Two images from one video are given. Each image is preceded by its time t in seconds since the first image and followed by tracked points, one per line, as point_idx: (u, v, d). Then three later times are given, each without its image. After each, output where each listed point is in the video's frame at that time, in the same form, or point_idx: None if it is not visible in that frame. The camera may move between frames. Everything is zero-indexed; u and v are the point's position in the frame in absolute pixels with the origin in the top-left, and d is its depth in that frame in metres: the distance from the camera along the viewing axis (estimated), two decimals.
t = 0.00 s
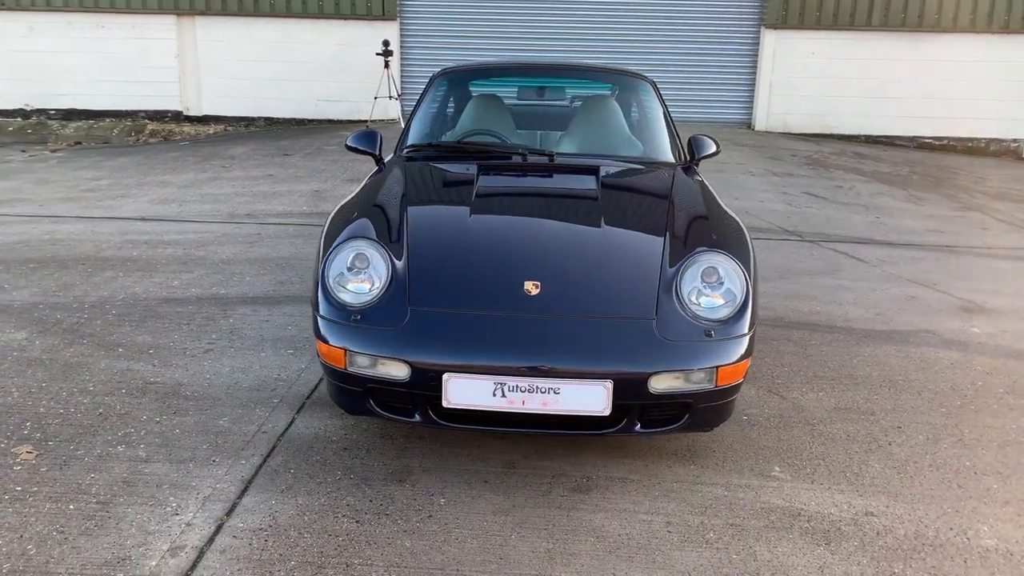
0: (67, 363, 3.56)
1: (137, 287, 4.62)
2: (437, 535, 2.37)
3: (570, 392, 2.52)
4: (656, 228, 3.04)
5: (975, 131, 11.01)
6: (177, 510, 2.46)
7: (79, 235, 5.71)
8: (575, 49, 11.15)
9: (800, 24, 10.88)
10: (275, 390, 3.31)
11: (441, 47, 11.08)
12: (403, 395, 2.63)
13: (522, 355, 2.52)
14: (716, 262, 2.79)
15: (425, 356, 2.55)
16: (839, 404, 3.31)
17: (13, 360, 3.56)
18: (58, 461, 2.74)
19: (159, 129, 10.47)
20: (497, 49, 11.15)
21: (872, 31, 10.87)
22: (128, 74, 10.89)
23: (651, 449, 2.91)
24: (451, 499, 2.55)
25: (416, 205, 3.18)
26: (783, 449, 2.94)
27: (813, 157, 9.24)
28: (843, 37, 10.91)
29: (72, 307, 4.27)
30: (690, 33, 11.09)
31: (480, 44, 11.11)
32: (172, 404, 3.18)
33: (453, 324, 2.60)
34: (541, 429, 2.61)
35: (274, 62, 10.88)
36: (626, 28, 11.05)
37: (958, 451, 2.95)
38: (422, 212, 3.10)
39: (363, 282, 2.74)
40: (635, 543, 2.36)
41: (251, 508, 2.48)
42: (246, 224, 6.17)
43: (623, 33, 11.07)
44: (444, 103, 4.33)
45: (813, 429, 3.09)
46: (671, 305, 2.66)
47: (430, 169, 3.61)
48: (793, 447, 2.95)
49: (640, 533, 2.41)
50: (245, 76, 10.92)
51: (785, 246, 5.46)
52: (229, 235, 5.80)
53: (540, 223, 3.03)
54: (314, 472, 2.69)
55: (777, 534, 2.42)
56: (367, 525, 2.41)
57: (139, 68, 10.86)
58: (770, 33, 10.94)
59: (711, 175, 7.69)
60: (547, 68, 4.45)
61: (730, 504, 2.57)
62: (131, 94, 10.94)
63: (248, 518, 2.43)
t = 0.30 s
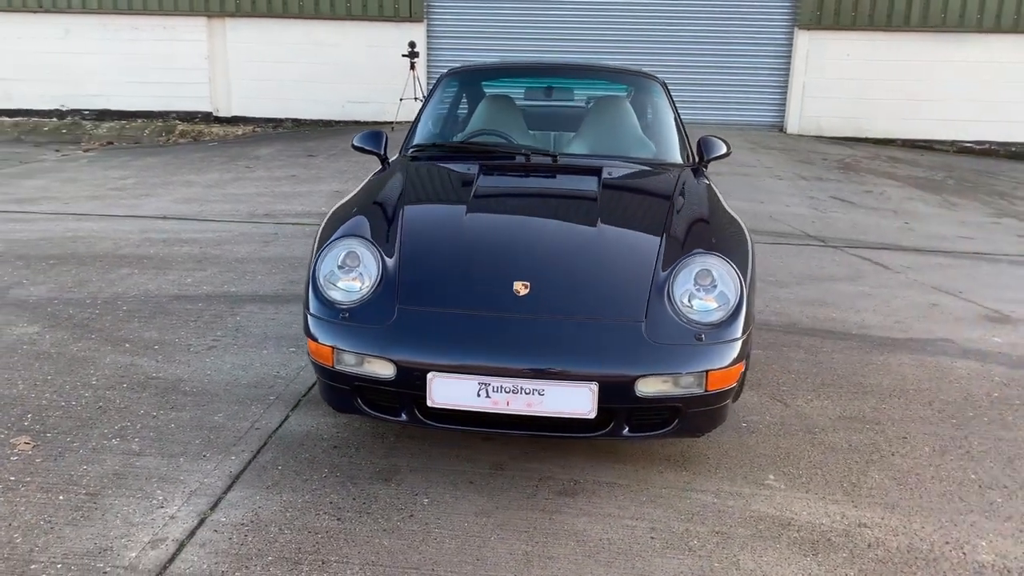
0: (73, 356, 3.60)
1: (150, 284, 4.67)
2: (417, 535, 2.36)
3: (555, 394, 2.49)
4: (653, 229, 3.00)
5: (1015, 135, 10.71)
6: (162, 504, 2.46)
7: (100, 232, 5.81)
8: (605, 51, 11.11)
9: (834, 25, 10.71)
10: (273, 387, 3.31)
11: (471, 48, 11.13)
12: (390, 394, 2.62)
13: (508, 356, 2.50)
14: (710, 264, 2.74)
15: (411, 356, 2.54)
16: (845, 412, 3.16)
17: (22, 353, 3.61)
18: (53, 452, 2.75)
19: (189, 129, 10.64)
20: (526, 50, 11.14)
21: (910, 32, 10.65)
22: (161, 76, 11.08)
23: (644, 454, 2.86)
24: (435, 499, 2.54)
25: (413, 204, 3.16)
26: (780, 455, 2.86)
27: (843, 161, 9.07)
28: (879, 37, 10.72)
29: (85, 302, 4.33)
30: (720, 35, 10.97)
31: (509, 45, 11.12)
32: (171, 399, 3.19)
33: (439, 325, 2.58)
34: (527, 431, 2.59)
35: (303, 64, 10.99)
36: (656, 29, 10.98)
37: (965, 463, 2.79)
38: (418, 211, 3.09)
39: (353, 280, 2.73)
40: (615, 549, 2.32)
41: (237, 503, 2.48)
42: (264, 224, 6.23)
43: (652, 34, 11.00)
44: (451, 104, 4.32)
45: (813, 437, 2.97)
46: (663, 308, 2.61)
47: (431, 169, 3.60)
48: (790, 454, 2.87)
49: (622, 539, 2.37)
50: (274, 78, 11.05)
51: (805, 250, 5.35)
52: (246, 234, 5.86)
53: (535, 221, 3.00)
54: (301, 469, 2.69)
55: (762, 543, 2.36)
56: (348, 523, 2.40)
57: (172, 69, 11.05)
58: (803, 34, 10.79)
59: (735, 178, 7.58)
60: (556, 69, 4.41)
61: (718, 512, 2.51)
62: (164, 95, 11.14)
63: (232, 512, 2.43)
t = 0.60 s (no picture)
0: (81, 350, 3.69)
1: (165, 281, 4.77)
2: (392, 531, 2.37)
3: (534, 394, 2.49)
4: (644, 230, 2.98)
5: None
6: (147, 495, 2.51)
7: (123, 231, 5.95)
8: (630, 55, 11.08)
9: (862, 29, 10.54)
10: (270, 383, 3.36)
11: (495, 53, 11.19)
12: (373, 391, 2.64)
13: (488, 354, 2.51)
14: (695, 266, 2.72)
15: (393, 353, 2.56)
16: (839, 418, 3.11)
17: (33, 346, 3.71)
18: (50, 442, 2.83)
19: (221, 132, 10.82)
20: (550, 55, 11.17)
21: (941, 35, 10.45)
22: (194, 79, 11.31)
23: (630, 456, 2.85)
24: (414, 496, 2.55)
25: (408, 204, 3.19)
26: (768, 459, 2.83)
27: (869, 166, 8.92)
28: (909, 41, 10.53)
29: (100, 298, 4.43)
30: (748, 39, 10.86)
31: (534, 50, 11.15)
32: (169, 393, 3.26)
33: (421, 322, 2.60)
34: (507, 430, 2.59)
35: (332, 68, 11.13)
36: (682, 34, 10.93)
37: (957, 471, 2.73)
38: (411, 211, 3.11)
39: (341, 278, 2.77)
40: (589, 549, 2.31)
41: (219, 496, 2.52)
42: (283, 223, 6.32)
43: (679, 38, 10.94)
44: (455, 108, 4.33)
45: (805, 442, 2.94)
46: (645, 309, 2.60)
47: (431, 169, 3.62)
48: (778, 459, 2.83)
49: (597, 539, 2.36)
50: (304, 81, 11.21)
51: (820, 255, 5.27)
52: (264, 234, 5.95)
53: (526, 221, 3.01)
54: (286, 464, 2.72)
55: (739, 548, 2.34)
56: (325, 518, 2.43)
57: (204, 73, 11.27)
58: (830, 38, 10.64)
59: (757, 182, 7.50)
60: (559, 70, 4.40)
61: (697, 515, 2.49)
62: (197, 98, 11.36)
63: (214, 505, 2.47)
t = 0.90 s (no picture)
0: (89, 344, 3.78)
1: (179, 278, 4.86)
2: (368, 530, 2.39)
3: (513, 396, 2.49)
4: (634, 232, 2.96)
5: None
6: (133, 488, 2.56)
7: (145, 228, 6.06)
8: (655, 56, 11.02)
9: (890, 30, 10.34)
10: (267, 380, 3.41)
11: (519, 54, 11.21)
12: (357, 390, 2.66)
13: (468, 355, 2.51)
14: (680, 270, 2.70)
15: (375, 353, 2.58)
16: (834, 425, 3.05)
17: (43, 340, 3.80)
18: (47, 435, 2.90)
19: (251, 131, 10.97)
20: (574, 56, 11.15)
21: (972, 36, 10.19)
22: (226, 80, 11.49)
23: (615, 459, 2.83)
24: (395, 496, 2.57)
25: (401, 203, 3.20)
26: (755, 465, 2.79)
27: (895, 169, 8.75)
28: (940, 42, 10.30)
29: (115, 294, 4.53)
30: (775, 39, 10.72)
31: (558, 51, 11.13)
32: (169, 388, 3.32)
33: (403, 322, 2.61)
34: (488, 431, 2.59)
35: (359, 68, 11.24)
36: (709, 35, 10.82)
37: (949, 482, 2.66)
38: (403, 211, 3.12)
39: (328, 278, 2.79)
40: (562, 553, 2.31)
41: (203, 491, 2.56)
42: (301, 222, 6.39)
43: (705, 38, 10.84)
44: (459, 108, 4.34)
45: (795, 448, 2.90)
46: (627, 313, 2.58)
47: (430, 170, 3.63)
48: (765, 464, 2.79)
49: (573, 543, 2.35)
50: (332, 82, 11.32)
51: (833, 259, 5.19)
52: (280, 232, 6.02)
53: (516, 221, 3.00)
54: (272, 461, 2.76)
55: (715, 555, 2.31)
56: (304, 515, 2.46)
57: (236, 73, 11.45)
58: (857, 39, 10.45)
59: (778, 184, 7.40)
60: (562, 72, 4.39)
61: (677, 521, 2.47)
62: (229, 98, 11.54)
63: (196, 500, 2.51)
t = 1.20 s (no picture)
0: (97, 339, 3.86)
1: (193, 275, 4.95)
2: (344, 526, 2.41)
3: (491, 394, 2.49)
4: (623, 231, 2.94)
5: None
6: (120, 480, 2.62)
7: (166, 226, 6.18)
8: (680, 58, 10.94)
9: (918, 31, 10.15)
10: (264, 377, 3.46)
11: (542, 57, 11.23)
12: (341, 387, 2.69)
13: (448, 354, 2.52)
14: (663, 271, 2.68)
15: (358, 350, 2.59)
16: (826, 430, 3.00)
17: (53, 334, 3.89)
18: (45, 426, 2.97)
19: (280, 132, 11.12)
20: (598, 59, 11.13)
21: (1004, 37, 9.94)
22: (256, 82, 11.66)
23: (599, 461, 2.82)
24: (375, 492, 2.59)
25: (395, 203, 3.22)
26: (741, 469, 2.76)
27: (921, 172, 8.57)
28: (971, 44, 10.07)
29: (128, 290, 4.63)
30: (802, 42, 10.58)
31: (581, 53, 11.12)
32: (168, 382, 3.39)
33: (386, 320, 2.62)
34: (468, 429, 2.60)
35: (385, 70, 11.33)
36: (735, 38, 10.73)
37: (938, 490, 2.61)
38: (396, 210, 3.14)
39: (316, 276, 2.81)
40: (535, 552, 2.30)
41: (187, 483, 2.61)
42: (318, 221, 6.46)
43: (730, 40, 10.75)
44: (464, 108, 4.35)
45: (783, 452, 2.86)
46: (608, 313, 2.57)
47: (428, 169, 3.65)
48: (751, 469, 2.76)
49: (547, 543, 2.35)
50: (359, 84, 11.43)
51: (846, 263, 5.10)
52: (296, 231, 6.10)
53: (506, 221, 3.00)
54: (259, 456, 2.79)
55: (688, 558, 2.29)
56: (283, 509, 2.49)
57: (265, 76, 11.62)
58: (884, 41, 10.27)
59: (798, 187, 7.29)
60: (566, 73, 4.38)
61: (654, 523, 2.45)
62: (259, 100, 11.71)
63: (179, 492, 2.55)
